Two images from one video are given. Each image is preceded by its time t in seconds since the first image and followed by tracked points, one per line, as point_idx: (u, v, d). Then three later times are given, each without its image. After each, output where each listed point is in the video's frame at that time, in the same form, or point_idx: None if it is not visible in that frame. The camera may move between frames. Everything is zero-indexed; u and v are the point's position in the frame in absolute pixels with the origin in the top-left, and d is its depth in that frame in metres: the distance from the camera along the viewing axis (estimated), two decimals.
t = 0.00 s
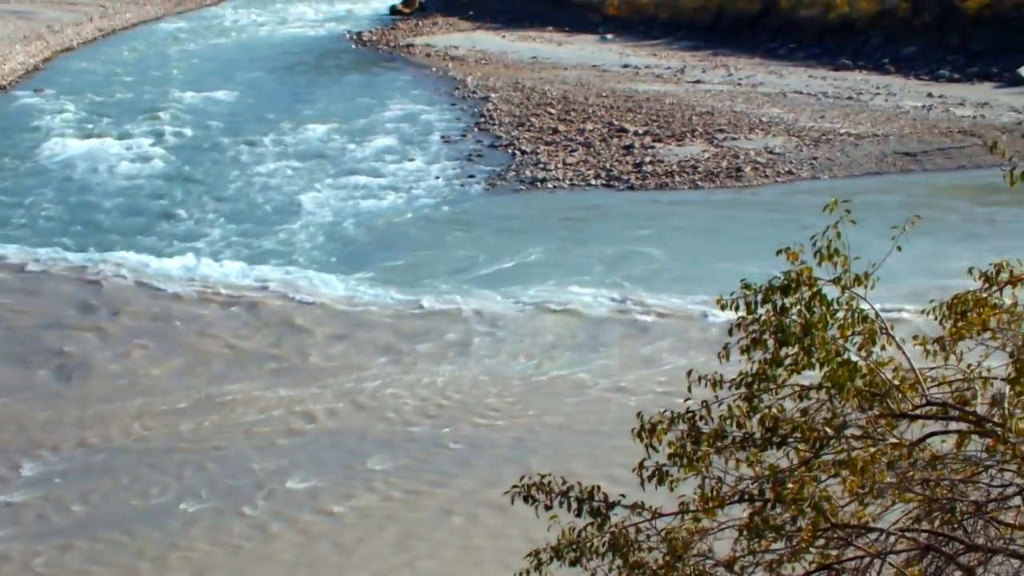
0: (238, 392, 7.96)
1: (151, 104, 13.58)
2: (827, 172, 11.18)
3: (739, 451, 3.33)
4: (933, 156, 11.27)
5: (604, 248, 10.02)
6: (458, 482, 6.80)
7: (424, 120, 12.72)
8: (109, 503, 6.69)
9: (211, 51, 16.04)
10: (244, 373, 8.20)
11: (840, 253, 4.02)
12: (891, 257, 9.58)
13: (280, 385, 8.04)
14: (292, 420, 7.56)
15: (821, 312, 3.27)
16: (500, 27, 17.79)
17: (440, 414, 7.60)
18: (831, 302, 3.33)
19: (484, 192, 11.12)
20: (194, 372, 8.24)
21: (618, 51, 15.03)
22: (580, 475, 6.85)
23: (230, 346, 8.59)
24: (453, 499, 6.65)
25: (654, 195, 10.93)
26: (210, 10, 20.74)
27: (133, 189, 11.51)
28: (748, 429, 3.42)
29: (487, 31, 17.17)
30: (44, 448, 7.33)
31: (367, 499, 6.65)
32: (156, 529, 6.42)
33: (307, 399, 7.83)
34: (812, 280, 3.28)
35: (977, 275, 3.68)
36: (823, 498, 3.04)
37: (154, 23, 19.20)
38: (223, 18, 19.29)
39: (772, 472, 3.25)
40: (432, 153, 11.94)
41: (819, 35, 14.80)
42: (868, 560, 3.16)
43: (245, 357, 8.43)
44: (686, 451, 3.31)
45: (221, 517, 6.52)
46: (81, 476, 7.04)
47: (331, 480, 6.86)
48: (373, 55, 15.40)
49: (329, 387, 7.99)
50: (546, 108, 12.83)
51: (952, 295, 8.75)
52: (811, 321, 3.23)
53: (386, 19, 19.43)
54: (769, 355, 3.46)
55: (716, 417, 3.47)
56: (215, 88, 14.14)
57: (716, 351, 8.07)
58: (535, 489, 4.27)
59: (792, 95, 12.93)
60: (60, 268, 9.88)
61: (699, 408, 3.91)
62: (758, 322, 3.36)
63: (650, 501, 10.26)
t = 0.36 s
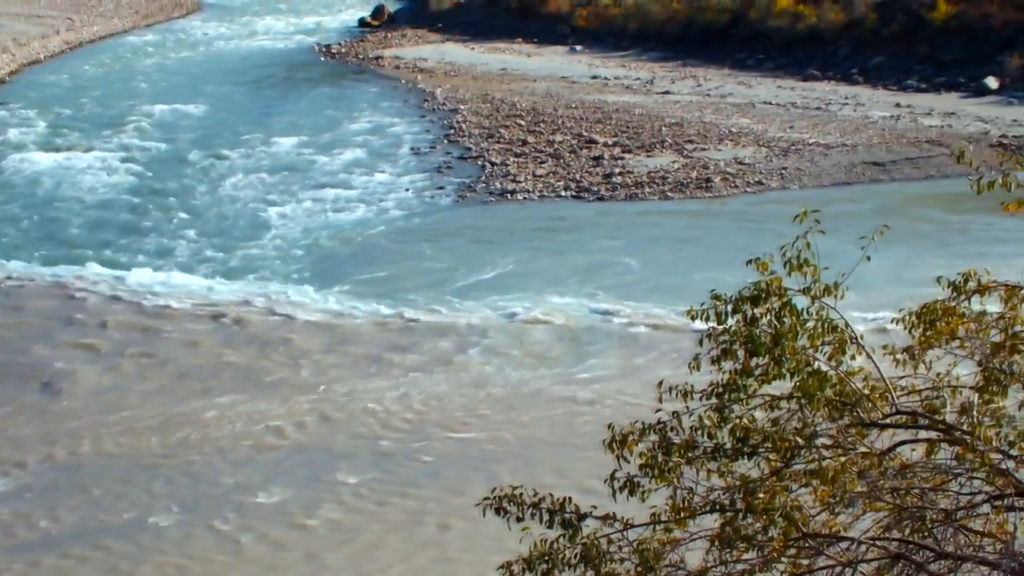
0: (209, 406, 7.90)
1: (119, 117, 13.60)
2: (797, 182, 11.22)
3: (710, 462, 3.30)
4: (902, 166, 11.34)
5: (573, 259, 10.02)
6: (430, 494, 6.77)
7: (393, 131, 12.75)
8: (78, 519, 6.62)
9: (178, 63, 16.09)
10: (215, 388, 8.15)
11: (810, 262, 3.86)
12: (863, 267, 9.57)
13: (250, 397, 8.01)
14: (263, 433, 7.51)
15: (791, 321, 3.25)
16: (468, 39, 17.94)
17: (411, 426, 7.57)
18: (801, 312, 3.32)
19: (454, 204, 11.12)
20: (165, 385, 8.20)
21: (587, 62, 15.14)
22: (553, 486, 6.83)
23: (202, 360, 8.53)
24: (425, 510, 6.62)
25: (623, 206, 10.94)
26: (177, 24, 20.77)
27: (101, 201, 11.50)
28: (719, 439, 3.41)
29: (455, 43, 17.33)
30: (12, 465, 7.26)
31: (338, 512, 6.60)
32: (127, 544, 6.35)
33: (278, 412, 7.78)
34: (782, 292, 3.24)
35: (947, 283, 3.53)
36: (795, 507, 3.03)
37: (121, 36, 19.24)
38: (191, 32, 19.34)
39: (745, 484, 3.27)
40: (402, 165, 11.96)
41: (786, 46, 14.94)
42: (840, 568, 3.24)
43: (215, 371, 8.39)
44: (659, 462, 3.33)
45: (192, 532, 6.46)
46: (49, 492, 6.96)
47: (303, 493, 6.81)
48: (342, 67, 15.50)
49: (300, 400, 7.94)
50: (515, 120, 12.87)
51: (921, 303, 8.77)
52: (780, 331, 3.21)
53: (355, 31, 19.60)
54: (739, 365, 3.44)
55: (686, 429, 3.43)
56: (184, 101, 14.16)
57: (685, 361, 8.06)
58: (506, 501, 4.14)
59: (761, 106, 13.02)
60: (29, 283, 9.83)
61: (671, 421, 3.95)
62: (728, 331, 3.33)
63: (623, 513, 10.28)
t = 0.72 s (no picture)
0: (169, 412, 7.64)
1: (74, 122, 13.58)
2: (755, 186, 11.25)
3: (668, 466, 3.23)
4: (860, 170, 11.41)
5: (532, 261, 9.96)
6: (398, 492, 6.55)
7: (352, 138, 12.79)
8: (32, 529, 6.30)
9: (133, 68, 16.11)
10: (177, 394, 7.89)
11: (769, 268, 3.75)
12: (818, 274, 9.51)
13: (212, 392, 7.91)
14: (224, 438, 7.26)
15: (749, 326, 3.24)
16: (427, 45, 18.19)
17: (375, 425, 7.38)
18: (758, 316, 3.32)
19: (413, 210, 11.11)
20: (124, 388, 7.97)
21: (545, 69, 15.30)
22: (522, 480, 6.66)
23: (162, 367, 8.28)
24: (394, 508, 6.39)
25: (582, 211, 10.94)
26: (134, 28, 20.77)
27: (57, 208, 11.43)
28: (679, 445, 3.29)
29: (414, 49, 17.57)
30: None
31: (304, 513, 6.35)
32: (83, 552, 6.04)
33: (239, 416, 7.54)
34: (741, 297, 3.26)
35: (902, 289, 3.62)
36: (753, 510, 2.99)
37: (77, 40, 19.22)
38: (149, 37, 19.34)
39: (702, 488, 3.17)
40: (361, 172, 11.97)
41: (745, 50, 15.31)
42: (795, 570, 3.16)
43: (175, 367, 8.28)
44: (615, 468, 3.25)
45: (152, 539, 6.16)
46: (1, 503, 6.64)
47: (266, 496, 6.55)
48: (300, 73, 15.64)
49: (263, 403, 7.72)
50: (474, 125, 12.92)
51: (879, 307, 8.72)
52: (738, 335, 3.21)
53: (312, 37, 19.80)
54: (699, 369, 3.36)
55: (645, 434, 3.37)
56: (141, 107, 14.16)
57: (642, 364, 8.00)
58: (466, 507, 3.84)
59: (720, 111, 13.10)
60: None
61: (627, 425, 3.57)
62: (687, 336, 3.30)
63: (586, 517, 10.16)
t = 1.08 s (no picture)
0: (137, 415, 7.49)
1: (38, 126, 13.48)
2: (722, 188, 11.25)
3: (638, 469, 3.20)
4: (827, 173, 11.41)
5: (500, 264, 9.90)
6: (370, 491, 6.43)
7: (319, 141, 12.75)
8: None
9: (98, 71, 16.02)
10: (145, 397, 7.74)
11: (736, 269, 3.64)
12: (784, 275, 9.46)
13: (176, 392, 7.82)
14: (192, 438, 7.11)
15: (717, 329, 3.20)
16: (394, 48, 18.17)
17: (344, 423, 7.27)
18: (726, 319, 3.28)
19: (380, 213, 11.05)
20: (92, 392, 7.81)
21: (513, 71, 15.30)
22: (493, 477, 6.56)
23: (131, 371, 8.13)
24: (365, 508, 6.27)
25: (549, 214, 10.91)
26: (99, 30, 20.65)
27: (22, 213, 11.33)
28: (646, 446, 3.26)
29: (381, 51, 17.56)
30: None
31: (276, 514, 6.21)
32: (50, 560, 5.88)
33: (208, 418, 7.40)
34: (708, 299, 3.22)
35: (870, 290, 3.51)
36: (721, 513, 2.99)
37: (42, 42, 19.10)
38: (114, 39, 19.21)
39: (671, 490, 3.15)
40: (328, 175, 11.91)
41: (713, 53, 15.36)
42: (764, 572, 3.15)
43: (137, 367, 8.18)
44: (585, 470, 3.22)
45: (120, 544, 6.00)
46: None
47: (236, 498, 6.40)
48: (266, 76, 15.59)
49: (232, 405, 7.58)
50: (441, 128, 12.89)
51: (847, 309, 8.69)
52: (706, 338, 3.16)
53: (280, 39, 19.76)
54: (666, 372, 3.32)
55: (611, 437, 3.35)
56: (106, 110, 14.08)
57: (607, 365, 7.94)
58: (435, 510, 3.69)
59: (687, 113, 13.12)
60: None
61: (597, 428, 3.50)
62: (653, 339, 3.25)
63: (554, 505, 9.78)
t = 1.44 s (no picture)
0: (106, 417, 7.31)
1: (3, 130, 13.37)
2: (690, 191, 11.25)
3: (608, 471, 3.11)
4: (795, 175, 11.44)
5: (467, 266, 9.82)
6: (344, 491, 6.29)
7: (286, 144, 12.71)
8: None
9: (63, 75, 15.91)
10: (113, 400, 7.55)
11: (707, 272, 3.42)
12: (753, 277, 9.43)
13: (146, 393, 7.65)
14: (162, 442, 6.95)
15: (686, 331, 3.11)
16: (363, 51, 18.20)
17: (315, 425, 7.13)
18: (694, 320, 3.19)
19: (347, 216, 10.99)
20: (58, 396, 7.62)
21: (481, 74, 15.31)
22: (468, 476, 6.46)
23: (99, 374, 7.94)
24: (339, 508, 6.12)
25: (517, 216, 10.88)
26: (64, 33, 20.53)
27: None
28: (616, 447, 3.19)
29: (350, 55, 17.57)
30: None
31: (249, 517, 6.04)
32: (15, 564, 5.66)
33: (178, 421, 7.23)
34: (676, 301, 3.15)
35: (839, 292, 3.36)
36: (692, 515, 2.88)
37: (7, 46, 18.97)
38: (80, 42, 19.10)
39: (641, 493, 3.05)
40: (295, 179, 11.87)
41: (681, 56, 15.41)
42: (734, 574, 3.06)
43: (101, 365, 8.08)
44: (556, 474, 3.15)
45: (90, 547, 5.80)
46: None
47: (208, 501, 6.22)
48: (233, 80, 15.54)
49: (203, 407, 7.42)
50: (409, 132, 12.86)
51: (815, 311, 8.64)
52: (674, 340, 3.06)
53: (247, 43, 19.72)
54: (635, 374, 3.23)
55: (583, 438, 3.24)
56: (73, 114, 13.99)
57: (576, 364, 7.89)
58: (403, 514, 3.48)
59: (655, 115, 13.14)
60: None
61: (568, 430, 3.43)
62: (622, 340, 3.18)
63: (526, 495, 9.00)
